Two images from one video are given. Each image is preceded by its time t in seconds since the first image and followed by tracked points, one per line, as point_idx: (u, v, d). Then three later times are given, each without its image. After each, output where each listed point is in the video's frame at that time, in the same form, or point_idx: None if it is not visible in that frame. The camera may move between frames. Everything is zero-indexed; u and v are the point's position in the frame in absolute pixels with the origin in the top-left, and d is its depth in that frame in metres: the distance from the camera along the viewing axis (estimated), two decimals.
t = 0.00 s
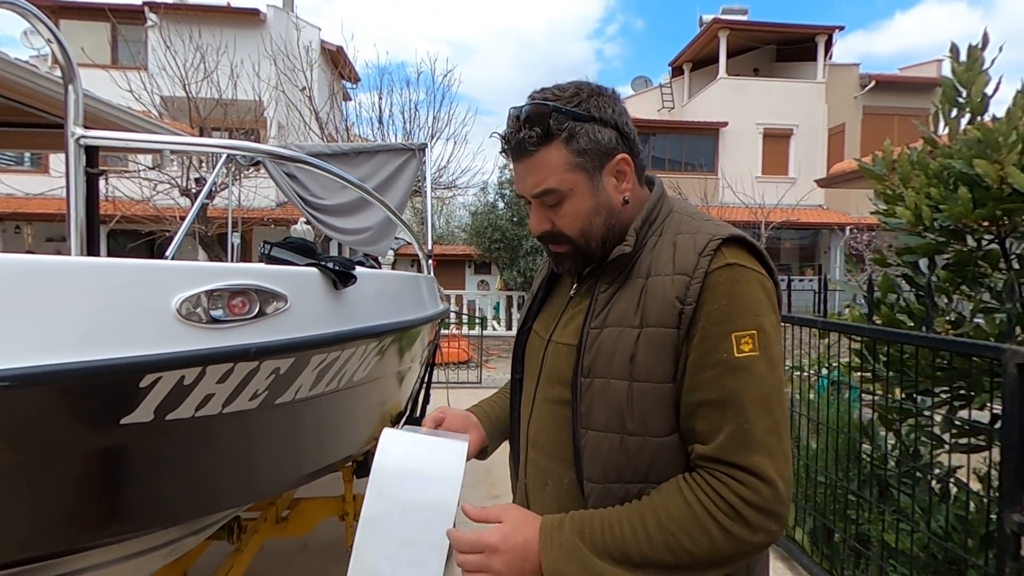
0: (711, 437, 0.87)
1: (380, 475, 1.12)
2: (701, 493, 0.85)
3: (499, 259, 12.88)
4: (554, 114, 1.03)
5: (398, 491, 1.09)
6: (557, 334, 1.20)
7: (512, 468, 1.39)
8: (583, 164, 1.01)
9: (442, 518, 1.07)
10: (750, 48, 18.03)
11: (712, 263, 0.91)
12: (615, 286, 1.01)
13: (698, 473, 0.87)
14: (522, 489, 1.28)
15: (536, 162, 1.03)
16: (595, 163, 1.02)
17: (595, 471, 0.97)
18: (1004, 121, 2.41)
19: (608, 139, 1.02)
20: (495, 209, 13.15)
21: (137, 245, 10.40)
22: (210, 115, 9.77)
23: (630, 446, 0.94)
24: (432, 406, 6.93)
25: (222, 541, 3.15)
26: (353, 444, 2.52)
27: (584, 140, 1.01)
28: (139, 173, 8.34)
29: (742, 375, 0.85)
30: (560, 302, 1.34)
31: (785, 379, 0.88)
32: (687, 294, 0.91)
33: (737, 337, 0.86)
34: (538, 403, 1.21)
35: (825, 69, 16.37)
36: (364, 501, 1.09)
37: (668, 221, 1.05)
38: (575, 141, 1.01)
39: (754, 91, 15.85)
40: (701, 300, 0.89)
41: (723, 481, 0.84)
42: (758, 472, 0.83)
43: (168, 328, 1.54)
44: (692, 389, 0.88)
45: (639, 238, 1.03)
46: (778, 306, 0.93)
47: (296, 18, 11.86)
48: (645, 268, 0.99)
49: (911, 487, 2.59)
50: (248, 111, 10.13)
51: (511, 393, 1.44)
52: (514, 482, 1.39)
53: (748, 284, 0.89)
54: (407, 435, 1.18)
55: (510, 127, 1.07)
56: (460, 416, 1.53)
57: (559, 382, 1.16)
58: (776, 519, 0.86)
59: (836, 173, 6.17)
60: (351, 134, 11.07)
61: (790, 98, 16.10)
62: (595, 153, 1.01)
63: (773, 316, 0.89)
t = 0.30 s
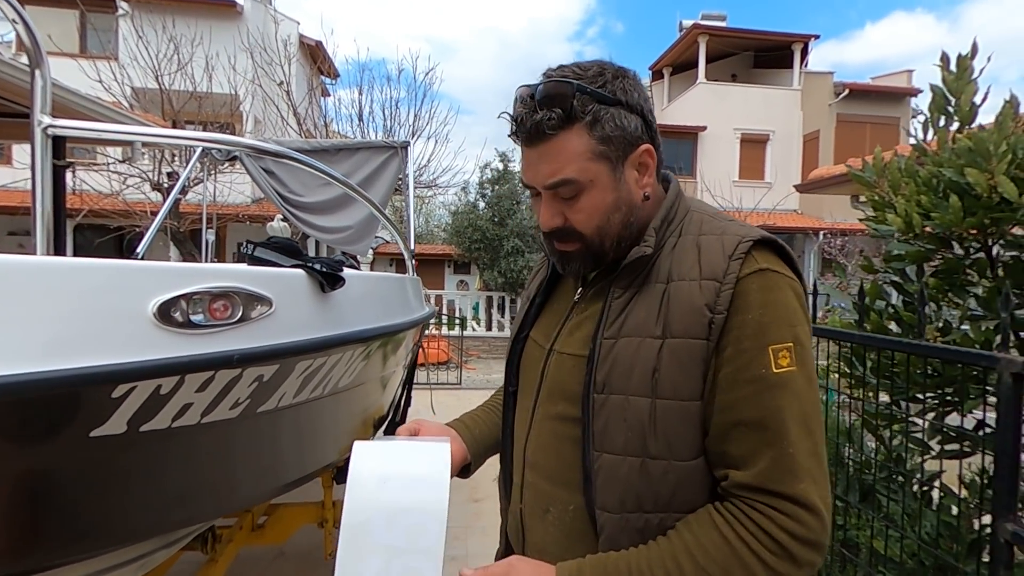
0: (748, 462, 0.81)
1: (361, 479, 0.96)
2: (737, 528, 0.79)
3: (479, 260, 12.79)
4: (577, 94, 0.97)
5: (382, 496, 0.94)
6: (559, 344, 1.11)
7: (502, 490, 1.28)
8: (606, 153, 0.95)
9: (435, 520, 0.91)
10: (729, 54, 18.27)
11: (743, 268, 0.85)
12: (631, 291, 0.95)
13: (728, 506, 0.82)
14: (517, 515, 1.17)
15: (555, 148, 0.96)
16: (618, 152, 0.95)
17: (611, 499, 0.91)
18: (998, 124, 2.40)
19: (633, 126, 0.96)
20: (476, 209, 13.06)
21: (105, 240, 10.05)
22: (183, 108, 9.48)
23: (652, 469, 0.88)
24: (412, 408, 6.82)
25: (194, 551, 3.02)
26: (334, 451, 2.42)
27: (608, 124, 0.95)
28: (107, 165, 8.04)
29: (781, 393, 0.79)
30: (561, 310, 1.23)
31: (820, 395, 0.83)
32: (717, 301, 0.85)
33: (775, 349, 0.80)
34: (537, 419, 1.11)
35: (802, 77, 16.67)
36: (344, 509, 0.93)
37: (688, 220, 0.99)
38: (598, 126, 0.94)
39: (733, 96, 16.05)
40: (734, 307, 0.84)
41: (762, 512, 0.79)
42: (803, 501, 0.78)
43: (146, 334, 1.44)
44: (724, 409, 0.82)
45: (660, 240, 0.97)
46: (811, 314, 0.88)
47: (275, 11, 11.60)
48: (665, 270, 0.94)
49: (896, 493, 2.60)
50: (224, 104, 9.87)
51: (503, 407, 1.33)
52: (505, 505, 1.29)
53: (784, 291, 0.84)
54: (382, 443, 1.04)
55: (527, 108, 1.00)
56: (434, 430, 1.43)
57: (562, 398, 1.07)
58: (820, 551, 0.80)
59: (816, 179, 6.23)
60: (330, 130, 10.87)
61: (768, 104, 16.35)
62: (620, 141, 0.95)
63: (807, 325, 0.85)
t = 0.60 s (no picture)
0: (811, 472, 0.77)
1: (376, 511, 1.00)
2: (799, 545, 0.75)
3: (460, 254, 12.68)
4: (644, 33, 0.95)
5: (399, 531, 0.98)
6: (580, 345, 1.04)
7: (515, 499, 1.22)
8: (676, 96, 0.94)
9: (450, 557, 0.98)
10: (709, 51, 18.40)
11: (796, 258, 0.82)
12: (667, 286, 0.91)
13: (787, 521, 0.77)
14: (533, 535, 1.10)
15: (631, 84, 0.92)
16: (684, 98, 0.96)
17: (653, 519, 0.87)
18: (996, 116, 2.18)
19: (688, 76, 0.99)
20: (457, 203, 12.94)
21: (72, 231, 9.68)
22: (155, 96, 9.16)
23: (698, 482, 0.84)
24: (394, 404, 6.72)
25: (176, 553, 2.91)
26: (324, 451, 2.35)
27: (673, 66, 0.95)
28: (75, 154, 7.73)
29: (839, 395, 0.75)
30: (579, 307, 1.15)
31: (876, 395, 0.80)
32: (770, 296, 0.81)
33: (836, 349, 0.76)
34: (557, 429, 1.04)
35: (780, 75, 16.89)
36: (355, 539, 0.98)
37: (724, 209, 0.95)
38: (667, 66, 0.95)
39: (712, 93, 16.17)
40: (788, 302, 0.80)
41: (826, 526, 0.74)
42: (871, 515, 0.74)
43: (142, 333, 1.36)
44: (779, 414, 0.79)
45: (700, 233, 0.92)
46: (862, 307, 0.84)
47: None
48: (705, 263, 0.90)
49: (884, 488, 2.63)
50: (197, 92, 9.57)
51: (512, 415, 1.26)
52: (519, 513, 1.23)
53: (839, 284, 0.80)
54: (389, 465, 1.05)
55: (591, 49, 0.94)
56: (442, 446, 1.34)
57: (586, 405, 1.00)
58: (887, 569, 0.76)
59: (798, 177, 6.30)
60: (308, 121, 10.64)
61: (747, 101, 16.52)
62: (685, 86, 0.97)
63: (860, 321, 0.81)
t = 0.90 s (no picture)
0: (886, 479, 0.73)
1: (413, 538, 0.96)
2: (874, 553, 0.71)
3: (450, 251, 12.59)
4: None
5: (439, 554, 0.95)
6: (613, 339, 1.03)
7: (535, 495, 1.20)
8: (731, 60, 0.94)
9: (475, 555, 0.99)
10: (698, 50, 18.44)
11: (863, 243, 0.80)
12: (718, 272, 0.89)
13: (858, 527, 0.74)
14: (558, 547, 1.08)
15: (688, 41, 0.91)
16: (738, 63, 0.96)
17: (708, 532, 0.83)
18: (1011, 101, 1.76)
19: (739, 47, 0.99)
20: (447, 199, 12.84)
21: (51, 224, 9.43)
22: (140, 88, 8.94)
23: (759, 489, 0.81)
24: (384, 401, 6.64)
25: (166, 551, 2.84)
26: (318, 446, 2.29)
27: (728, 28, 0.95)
28: (56, 144, 7.52)
29: (920, 392, 0.72)
30: (611, 298, 1.12)
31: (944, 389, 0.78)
32: (840, 284, 0.78)
33: (909, 342, 0.74)
34: (589, 433, 1.03)
35: (768, 75, 16.99)
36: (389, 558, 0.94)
37: (774, 196, 0.93)
38: (723, 25, 0.95)
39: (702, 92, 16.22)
40: (859, 291, 0.77)
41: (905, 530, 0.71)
42: (951, 524, 0.70)
43: (143, 322, 1.31)
44: (847, 416, 0.76)
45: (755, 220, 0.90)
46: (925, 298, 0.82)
47: None
48: (760, 248, 0.87)
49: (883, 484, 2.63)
50: (183, 84, 9.36)
51: (528, 416, 1.23)
52: (538, 511, 1.20)
53: (909, 272, 0.78)
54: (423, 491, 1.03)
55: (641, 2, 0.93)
56: (467, 455, 1.26)
57: (625, 406, 0.98)
58: None
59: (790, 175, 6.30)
60: (296, 115, 10.47)
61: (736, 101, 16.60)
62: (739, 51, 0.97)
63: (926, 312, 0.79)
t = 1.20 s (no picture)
0: (946, 503, 0.72)
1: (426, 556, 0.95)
2: None
3: (446, 250, 12.54)
4: None
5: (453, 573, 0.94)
6: (639, 347, 1.03)
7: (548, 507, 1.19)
8: (769, 48, 0.93)
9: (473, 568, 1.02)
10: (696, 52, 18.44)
11: (915, 246, 0.78)
12: (755, 276, 0.88)
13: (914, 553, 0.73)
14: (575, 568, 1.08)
15: (725, 27, 0.90)
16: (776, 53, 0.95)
17: (747, 557, 0.82)
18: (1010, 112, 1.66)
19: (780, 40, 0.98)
20: (444, 198, 12.79)
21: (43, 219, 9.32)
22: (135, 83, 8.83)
23: (804, 511, 0.80)
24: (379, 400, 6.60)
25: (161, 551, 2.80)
26: (315, 446, 2.28)
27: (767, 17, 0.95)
28: (49, 138, 7.43)
29: (981, 407, 0.70)
30: (636, 302, 1.11)
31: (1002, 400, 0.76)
32: (891, 288, 0.77)
33: (967, 353, 0.72)
34: (613, 447, 1.02)
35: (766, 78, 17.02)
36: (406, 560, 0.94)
37: (814, 196, 0.92)
38: (759, 12, 0.94)
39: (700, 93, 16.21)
40: (912, 298, 0.76)
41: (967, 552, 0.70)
42: (1016, 552, 0.68)
43: (147, 320, 1.30)
44: (898, 433, 0.75)
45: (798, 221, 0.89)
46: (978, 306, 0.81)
47: None
48: (801, 252, 0.86)
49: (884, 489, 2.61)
50: (178, 79, 9.27)
51: (545, 425, 1.22)
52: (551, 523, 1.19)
53: (962, 278, 0.76)
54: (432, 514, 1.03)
55: None
56: (485, 469, 1.25)
57: (652, 418, 0.98)
58: None
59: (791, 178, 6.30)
60: (293, 113, 10.40)
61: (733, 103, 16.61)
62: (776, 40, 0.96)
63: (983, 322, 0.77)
